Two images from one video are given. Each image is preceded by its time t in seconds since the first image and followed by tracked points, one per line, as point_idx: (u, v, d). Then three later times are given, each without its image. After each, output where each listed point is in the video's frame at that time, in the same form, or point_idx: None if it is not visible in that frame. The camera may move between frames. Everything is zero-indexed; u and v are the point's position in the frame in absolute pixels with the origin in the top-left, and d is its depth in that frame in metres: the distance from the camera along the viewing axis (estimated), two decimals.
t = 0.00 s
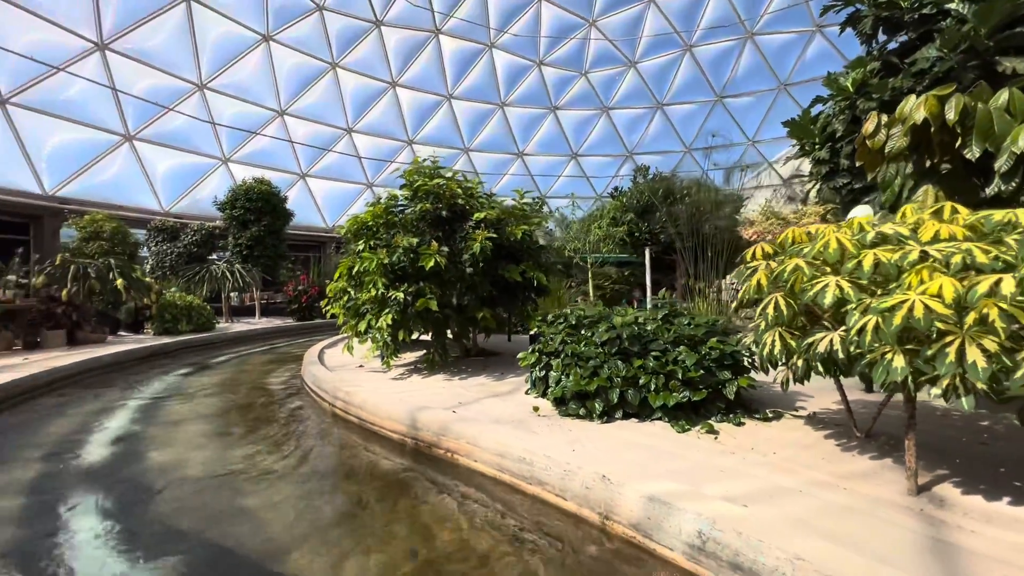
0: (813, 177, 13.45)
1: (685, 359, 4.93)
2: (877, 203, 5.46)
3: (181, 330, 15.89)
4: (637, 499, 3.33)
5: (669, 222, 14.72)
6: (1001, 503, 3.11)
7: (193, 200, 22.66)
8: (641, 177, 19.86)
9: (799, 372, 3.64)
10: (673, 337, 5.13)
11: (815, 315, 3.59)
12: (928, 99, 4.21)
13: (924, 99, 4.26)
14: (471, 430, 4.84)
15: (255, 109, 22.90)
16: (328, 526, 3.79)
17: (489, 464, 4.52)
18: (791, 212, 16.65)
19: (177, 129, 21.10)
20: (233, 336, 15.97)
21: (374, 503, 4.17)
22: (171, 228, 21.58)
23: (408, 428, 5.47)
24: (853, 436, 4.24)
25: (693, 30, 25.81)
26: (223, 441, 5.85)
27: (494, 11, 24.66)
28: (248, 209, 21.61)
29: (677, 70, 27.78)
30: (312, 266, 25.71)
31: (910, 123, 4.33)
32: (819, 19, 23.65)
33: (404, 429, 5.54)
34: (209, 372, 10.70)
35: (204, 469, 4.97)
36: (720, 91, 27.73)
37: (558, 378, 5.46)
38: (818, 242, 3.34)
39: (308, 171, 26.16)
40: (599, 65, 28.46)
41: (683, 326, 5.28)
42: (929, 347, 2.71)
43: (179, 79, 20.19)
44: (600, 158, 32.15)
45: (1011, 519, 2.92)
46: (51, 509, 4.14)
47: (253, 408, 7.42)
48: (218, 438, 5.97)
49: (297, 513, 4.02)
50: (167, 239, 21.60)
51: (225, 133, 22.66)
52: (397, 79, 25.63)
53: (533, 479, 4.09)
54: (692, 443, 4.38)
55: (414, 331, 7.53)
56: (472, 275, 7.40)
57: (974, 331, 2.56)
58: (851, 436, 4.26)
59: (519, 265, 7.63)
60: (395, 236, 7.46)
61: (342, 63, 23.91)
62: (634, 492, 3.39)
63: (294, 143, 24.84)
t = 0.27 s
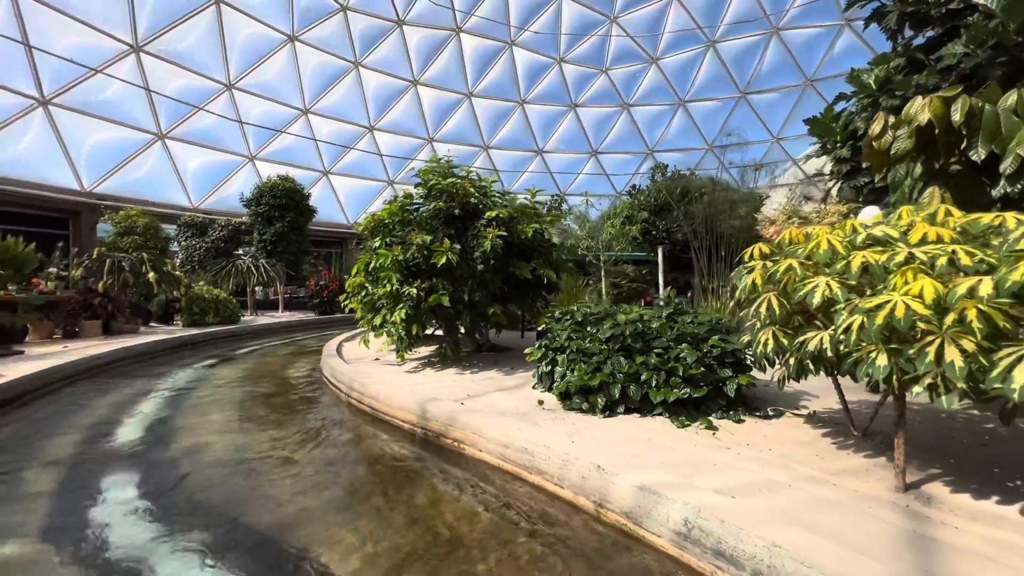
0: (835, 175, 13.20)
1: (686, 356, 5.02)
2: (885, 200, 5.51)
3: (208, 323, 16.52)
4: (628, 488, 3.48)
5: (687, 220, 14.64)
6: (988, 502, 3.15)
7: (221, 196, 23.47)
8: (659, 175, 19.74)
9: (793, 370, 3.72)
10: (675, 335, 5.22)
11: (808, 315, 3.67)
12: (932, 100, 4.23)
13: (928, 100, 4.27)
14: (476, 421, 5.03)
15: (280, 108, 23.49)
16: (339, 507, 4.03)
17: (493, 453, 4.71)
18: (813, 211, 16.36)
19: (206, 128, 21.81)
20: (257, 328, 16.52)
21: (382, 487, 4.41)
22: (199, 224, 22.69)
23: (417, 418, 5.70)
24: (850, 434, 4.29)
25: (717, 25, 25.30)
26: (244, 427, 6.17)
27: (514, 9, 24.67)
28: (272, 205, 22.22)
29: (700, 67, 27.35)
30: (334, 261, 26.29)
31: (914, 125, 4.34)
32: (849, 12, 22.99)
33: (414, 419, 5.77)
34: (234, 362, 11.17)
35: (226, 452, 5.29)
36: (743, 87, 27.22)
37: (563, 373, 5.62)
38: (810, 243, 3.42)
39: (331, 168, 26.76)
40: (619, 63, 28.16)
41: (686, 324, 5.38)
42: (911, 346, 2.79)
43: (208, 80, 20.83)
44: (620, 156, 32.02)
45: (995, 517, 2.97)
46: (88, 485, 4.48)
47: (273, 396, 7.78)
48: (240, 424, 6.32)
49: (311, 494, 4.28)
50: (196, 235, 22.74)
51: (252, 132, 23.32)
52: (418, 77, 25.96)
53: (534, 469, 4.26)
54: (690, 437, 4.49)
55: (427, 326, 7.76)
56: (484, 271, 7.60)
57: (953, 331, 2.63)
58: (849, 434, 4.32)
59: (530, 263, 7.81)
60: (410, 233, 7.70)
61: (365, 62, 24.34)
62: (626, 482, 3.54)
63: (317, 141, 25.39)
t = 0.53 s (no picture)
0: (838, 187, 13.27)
1: (674, 362, 5.20)
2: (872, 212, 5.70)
3: (215, 321, 16.83)
4: (610, 485, 3.66)
5: (689, 229, 14.75)
6: (953, 505, 3.31)
7: (232, 197, 23.86)
8: (663, 183, 19.89)
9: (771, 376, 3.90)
10: (665, 341, 5.39)
11: (786, 323, 3.84)
12: (913, 119, 4.41)
13: (909, 120, 4.46)
14: (471, 420, 5.22)
15: (292, 111, 23.88)
16: (337, 498, 4.23)
17: (486, 452, 4.90)
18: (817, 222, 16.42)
19: (218, 130, 22.21)
20: (263, 328, 16.80)
21: (379, 480, 4.61)
22: (209, 224, 22.92)
23: (415, 417, 5.90)
24: (830, 440, 4.45)
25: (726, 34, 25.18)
26: (249, 421, 6.39)
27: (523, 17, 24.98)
28: (281, 207, 22.56)
29: (706, 76, 27.36)
30: (340, 263, 26.59)
31: (896, 143, 4.52)
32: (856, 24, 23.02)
33: (412, 417, 5.97)
34: (240, 360, 11.42)
35: (231, 445, 5.52)
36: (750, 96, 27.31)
37: (557, 376, 5.80)
38: (788, 254, 3.60)
39: (339, 171, 27.12)
40: (627, 71, 28.28)
41: (676, 331, 5.56)
42: (873, 355, 2.97)
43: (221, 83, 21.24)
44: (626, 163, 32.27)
45: (956, 519, 3.13)
46: (101, 472, 4.71)
47: (278, 393, 8.02)
48: (245, 418, 6.55)
49: (310, 485, 4.48)
50: (205, 234, 22.97)
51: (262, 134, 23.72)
52: (427, 82, 26.33)
53: (523, 467, 4.45)
54: (675, 440, 4.66)
55: (427, 328, 7.98)
56: (483, 276, 7.81)
57: (913, 341, 2.81)
58: (828, 441, 4.45)
59: (529, 268, 8.03)
60: (413, 238, 7.92)
61: (375, 66, 24.73)
62: (609, 479, 3.72)
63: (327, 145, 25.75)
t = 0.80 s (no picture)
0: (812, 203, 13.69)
1: (644, 371, 5.43)
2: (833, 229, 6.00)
3: (197, 328, 16.73)
4: (576, 487, 3.83)
5: (670, 243, 15.07)
6: (893, 506, 3.54)
7: (215, 205, 23.69)
8: (645, 196, 20.28)
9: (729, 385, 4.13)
10: (636, 350, 5.62)
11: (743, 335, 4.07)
12: (862, 144, 4.76)
13: (860, 144, 4.81)
14: (447, 427, 5.37)
15: (279, 119, 23.89)
16: (313, 502, 4.33)
17: (461, 458, 5.05)
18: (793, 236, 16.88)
19: (204, 136, 22.12)
20: (246, 336, 16.72)
21: (355, 485, 4.73)
22: (192, 230, 23.19)
23: (394, 424, 6.02)
24: (788, 446, 4.68)
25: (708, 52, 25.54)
26: (229, 428, 6.46)
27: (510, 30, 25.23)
28: (266, 214, 22.49)
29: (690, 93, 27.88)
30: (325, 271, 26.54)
31: (847, 166, 4.86)
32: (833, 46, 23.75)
33: (391, 424, 6.09)
34: (221, 367, 11.41)
35: (210, 450, 5.60)
36: (731, 113, 27.96)
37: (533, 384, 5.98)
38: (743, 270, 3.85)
39: (326, 179, 27.09)
40: (613, 85, 28.53)
41: (646, 341, 5.80)
42: (815, 364, 3.20)
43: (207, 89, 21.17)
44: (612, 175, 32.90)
45: (894, 518, 3.36)
46: (79, 477, 4.75)
47: (258, 400, 8.07)
48: (225, 425, 6.61)
49: (287, 490, 4.57)
50: (189, 241, 23.30)
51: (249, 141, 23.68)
52: (415, 92, 26.59)
53: (496, 472, 4.60)
54: (643, 446, 4.86)
55: (409, 336, 8.12)
56: (464, 286, 8.01)
57: (850, 352, 3.05)
58: (786, 446, 4.69)
59: (509, 279, 8.24)
60: (395, 248, 8.09)
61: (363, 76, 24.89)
62: (575, 482, 3.90)
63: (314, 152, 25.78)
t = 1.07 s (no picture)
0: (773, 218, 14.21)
1: (605, 379, 5.67)
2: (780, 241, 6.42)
3: (161, 341, 16.29)
4: (536, 493, 4.00)
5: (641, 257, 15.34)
6: (827, 503, 3.82)
7: (182, 213, 23.43)
8: (615, 209, 20.71)
9: (680, 392, 4.38)
10: (598, 360, 5.86)
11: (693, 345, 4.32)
12: (802, 168, 5.18)
13: (799, 168, 5.23)
14: (415, 437, 5.46)
15: (251, 128, 23.38)
16: (280, 514, 4.36)
17: (428, 467, 5.15)
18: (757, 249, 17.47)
19: (172, 144, 21.66)
20: (212, 348, 16.34)
21: (321, 496, 4.78)
22: (158, 240, 22.51)
23: (362, 435, 6.08)
24: (738, 449, 4.96)
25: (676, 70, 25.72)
26: (194, 442, 6.40)
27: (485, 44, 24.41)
28: (236, 225, 22.06)
29: (659, 109, 28.49)
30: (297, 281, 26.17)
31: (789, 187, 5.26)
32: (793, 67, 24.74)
33: (359, 436, 6.14)
34: (186, 381, 11.17)
35: (174, 465, 5.55)
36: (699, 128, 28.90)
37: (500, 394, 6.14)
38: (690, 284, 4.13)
39: (298, 189, 26.72)
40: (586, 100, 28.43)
41: (608, 350, 6.05)
42: (753, 371, 3.47)
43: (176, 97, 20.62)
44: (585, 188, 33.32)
45: (826, 514, 3.63)
46: (35, 494, 4.66)
47: (225, 414, 7.99)
48: (189, 439, 6.55)
49: (253, 503, 4.59)
50: (154, 251, 22.53)
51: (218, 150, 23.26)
52: (390, 104, 26.04)
53: (462, 480, 4.73)
54: (604, 452, 5.04)
55: (379, 348, 8.19)
56: (434, 298, 8.16)
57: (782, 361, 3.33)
58: (737, 450, 4.97)
59: (479, 291, 8.45)
60: (366, 261, 8.17)
61: (337, 87, 24.30)
62: (535, 487, 4.06)
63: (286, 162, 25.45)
